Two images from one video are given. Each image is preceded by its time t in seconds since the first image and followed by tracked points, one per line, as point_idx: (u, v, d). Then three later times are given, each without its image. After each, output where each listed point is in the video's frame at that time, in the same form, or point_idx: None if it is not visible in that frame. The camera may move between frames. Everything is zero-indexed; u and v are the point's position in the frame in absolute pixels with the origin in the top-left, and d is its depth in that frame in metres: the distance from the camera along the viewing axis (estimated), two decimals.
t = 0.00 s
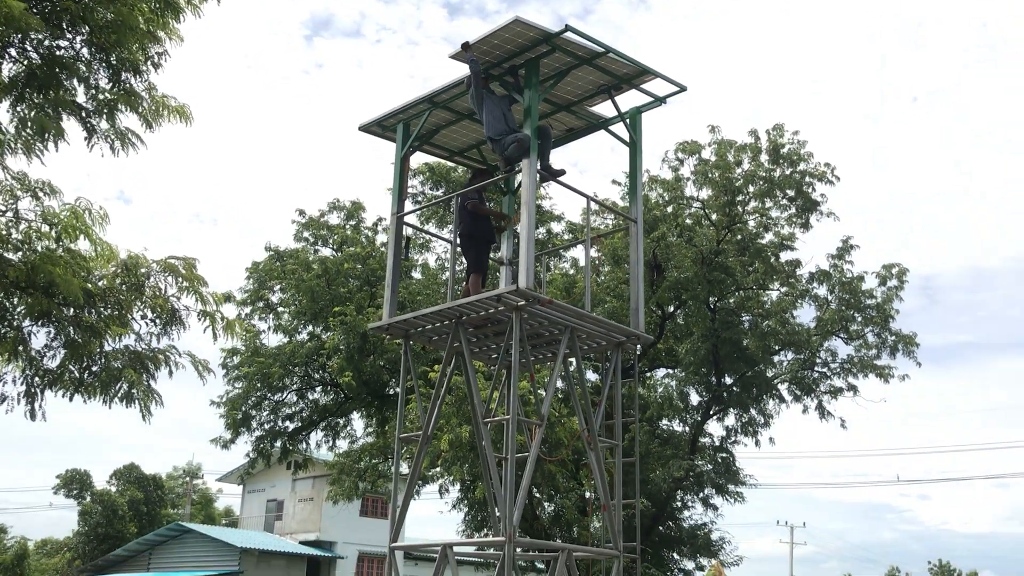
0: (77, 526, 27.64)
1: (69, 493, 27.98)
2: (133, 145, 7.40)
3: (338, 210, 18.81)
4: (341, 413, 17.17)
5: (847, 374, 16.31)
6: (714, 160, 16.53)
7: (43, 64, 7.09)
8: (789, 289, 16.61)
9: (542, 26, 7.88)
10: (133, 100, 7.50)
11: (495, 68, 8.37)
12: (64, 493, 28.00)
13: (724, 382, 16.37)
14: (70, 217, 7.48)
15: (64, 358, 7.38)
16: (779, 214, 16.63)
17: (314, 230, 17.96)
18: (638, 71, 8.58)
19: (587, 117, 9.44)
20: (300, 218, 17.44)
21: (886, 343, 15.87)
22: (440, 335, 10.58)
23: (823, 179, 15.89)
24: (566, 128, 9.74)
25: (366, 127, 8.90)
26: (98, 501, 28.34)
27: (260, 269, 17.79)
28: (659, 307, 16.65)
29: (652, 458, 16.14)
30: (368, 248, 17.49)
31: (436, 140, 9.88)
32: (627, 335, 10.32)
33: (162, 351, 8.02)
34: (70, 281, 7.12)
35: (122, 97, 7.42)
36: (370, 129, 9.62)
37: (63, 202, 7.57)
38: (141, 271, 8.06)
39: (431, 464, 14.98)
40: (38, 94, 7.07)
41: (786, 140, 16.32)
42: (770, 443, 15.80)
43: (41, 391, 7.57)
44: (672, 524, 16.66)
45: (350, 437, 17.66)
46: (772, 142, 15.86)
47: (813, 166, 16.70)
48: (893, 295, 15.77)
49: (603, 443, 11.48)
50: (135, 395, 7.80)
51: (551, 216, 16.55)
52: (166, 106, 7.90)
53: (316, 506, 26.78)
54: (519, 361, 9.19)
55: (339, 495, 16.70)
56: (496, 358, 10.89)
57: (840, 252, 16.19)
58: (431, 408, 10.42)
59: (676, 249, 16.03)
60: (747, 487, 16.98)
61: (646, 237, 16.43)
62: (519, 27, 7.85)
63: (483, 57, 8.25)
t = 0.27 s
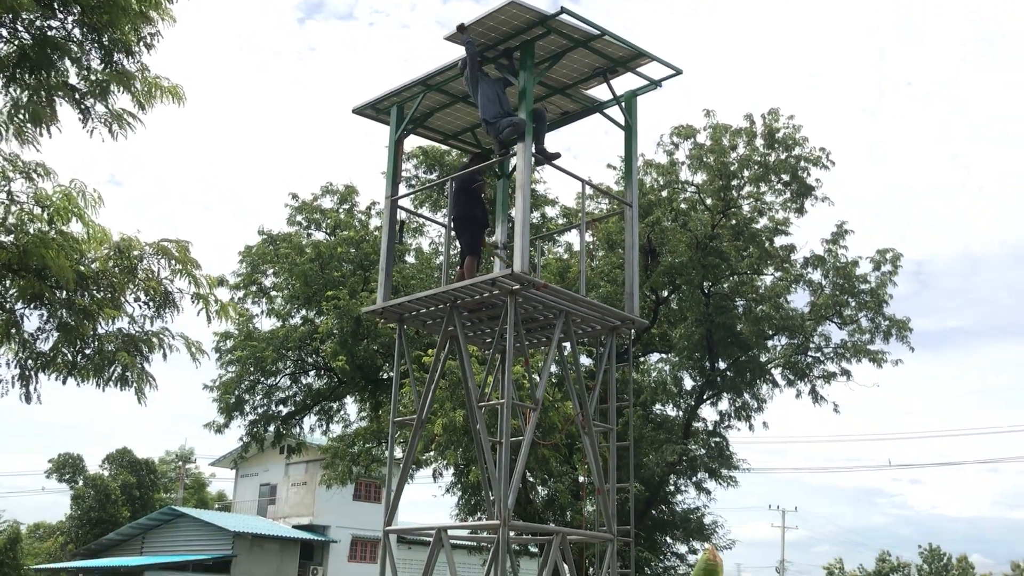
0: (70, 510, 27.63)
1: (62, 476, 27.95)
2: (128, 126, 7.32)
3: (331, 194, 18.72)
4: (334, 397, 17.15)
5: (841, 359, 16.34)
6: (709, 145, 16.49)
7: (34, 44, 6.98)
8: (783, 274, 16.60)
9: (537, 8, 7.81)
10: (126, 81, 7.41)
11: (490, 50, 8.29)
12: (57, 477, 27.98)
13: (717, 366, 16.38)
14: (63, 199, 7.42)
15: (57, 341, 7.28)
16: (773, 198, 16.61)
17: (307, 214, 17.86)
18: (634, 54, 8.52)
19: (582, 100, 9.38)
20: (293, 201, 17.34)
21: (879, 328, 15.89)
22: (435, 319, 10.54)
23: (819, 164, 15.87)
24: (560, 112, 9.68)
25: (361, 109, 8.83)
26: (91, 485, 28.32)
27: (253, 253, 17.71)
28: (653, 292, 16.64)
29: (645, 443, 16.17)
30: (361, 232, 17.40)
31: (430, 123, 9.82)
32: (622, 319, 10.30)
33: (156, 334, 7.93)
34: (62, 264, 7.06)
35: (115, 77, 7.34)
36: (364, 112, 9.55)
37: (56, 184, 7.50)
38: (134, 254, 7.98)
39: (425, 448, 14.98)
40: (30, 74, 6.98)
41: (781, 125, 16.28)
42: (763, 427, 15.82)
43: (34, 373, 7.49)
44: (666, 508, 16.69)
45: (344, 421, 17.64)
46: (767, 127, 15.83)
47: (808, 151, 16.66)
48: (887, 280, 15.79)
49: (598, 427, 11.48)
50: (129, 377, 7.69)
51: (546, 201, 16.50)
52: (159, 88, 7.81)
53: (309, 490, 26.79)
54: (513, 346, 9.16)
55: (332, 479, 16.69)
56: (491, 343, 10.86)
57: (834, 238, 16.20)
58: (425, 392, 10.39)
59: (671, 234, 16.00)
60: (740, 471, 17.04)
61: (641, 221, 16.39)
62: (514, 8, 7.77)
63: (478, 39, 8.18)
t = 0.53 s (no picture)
0: (71, 500, 27.68)
1: (62, 467, 27.99)
2: (126, 115, 7.29)
3: (329, 183, 18.68)
4: (334, 387, 17.18)
5: (840, 348, 16.35)
6: (709, 133, 16.45)
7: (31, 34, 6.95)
8: (783, 263, 16.59)
9: None
10: (124, 70, 7.38)
11: (490, 39, 8.26)
12: (57, 468, 28.02)
13: (717, 355, 16.39)
14: (61, 190, 7.39)
15: (56, 331, 7.23)
16: (773, 187, 16.59)
17: (306, 204, 17.82)
18: (634, 42, 8.50)
19: (582, 89, 9.35)
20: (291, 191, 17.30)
21: (879, 317, 15.91)
22: (434, 309, 10.53)
23: (818, 152, 15.84)
24: (559, 100, 9.64)
25: (359, 99, 8.77)
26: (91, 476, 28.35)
27: (252, 243, 17.68)
28: (653, 281, 16.62)
29: (645, 432, 16.19)
30: (360, 222, 17.35)
31: (429, 112, 9.79)
32: (622, 308, 10.30)
33: (155, 324, 7.87)
34: (62, 255, 7.04)
35: (113, 66, 7.30)
36: (363, 101, 9.51)
37: (55, 174, 7.47)
38: (133, 244, 7.91)
39: (425, 438, 15.00)
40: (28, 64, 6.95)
41: (781, 113, 16.24)
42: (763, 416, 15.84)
43: (34, 363, 7.43)
44: (665, 497, 16.72)
45: (344, 410, 17.66)
46: (767, 115, 15.80)
47: (808, 140, 16.63)
48: (886, 269, 15.80)
49: (597, 416, 11.49)
50: (129, 367, 7.62)
51: (545, 190, 16.46)
52: (156, 77, 7.78)
53: (309, 479, 26.84)
54: (513, 335, 9.15)
55: (332, 469, 16.72)
56: (490, 332, 10.86)
57: (833, 226, 16.19)
58: (425, 381, 10.39)
59: (670, 223, 15.98)
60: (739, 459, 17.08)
61: (640, 211, 16.37)
62: None
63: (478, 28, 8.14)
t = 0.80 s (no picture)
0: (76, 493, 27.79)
1: (67, 460, 28.08)
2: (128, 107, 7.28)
3: (332, 176, 18.67)
4: (338, 379, 17.20)
5: (844, 339, 16.34)
6: (712, 124, 16.41)
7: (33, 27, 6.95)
8: (786, 254, 16.57)
9: None
10: (126, 63, 7.38)
11: (491, 30, 8.23)
12: (62, 461, 28.11)
13: (720, 347, 16.37)
14: (64, 183, 7.39)
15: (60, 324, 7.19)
16: (776, 178, 16.55)
17: (308, 197, 17.81)
18: (636, 33, 8.47)
19: (584, 80, 9.32)
20: (294, 184, 17.28)
21: (882, 307, 15.89)
22: (437, 301, 10.53)
23: (821, 143, 15.80)
24: (561, 91, 9.62)
25: (360, 91, 8.75)
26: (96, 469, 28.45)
27: (255, 236, 17.69)
28: (655, 273, 16.61)
29: (648, 423, 16.20)
30: (363, 214, 17.33)
31: (431, 104, 9.77)
32: (625, 300, 10.29)
33: (158, 317, 7.84)
34: (65, 248, 7.03)
35: (114, 59, 7.30)
36: (365, 93, 9.49)
37: (57, 167, 7.47)
38: (135, 238, 7.91)
39: (429, 430, 15.03)
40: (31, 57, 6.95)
41: (784, 104, 16.20)
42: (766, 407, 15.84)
43: (37, 357, 7.39)
44: (668, 488, 16.73)
45: (348, 403, 17.69)
46: (770, 106, 15.76)
47: (811, 130, 16.59)
48: (889, 259, 15.77)
49: (601, 407, 11.49)
50: (132, 360, 7.59)
51: (548, 181, 16.44)
52: (158, 70, 7.78)
53: (313, 472, 26.90)
54: (516, 327, 9.15)
55: (336, 461, 16.75)
56: (493, 324, 10.86)
57: (836, 217, 16.16)
58: (428, 373, 10.40)
59: (673, 214, 15.95)
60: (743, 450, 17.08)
61: (643, 202, 16.34)
62: None
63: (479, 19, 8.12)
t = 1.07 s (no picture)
0: (82, 485, 27.89)
1: (73, 453, 28.18)
2: (131, 101, 7.28)
3: (336, 168, 18.66)
4: (342, 371, 17.22)
5: (848, 329, 16.31)
6: (716, 115, 16.36)
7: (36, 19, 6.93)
8: (790, 245, 16.52)
9: None
10: (128, 56, 7.37)
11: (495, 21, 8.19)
12: (68, 453, 28.21)
13: (725, 338, 16.34)
14: (67, 175, 7.38)
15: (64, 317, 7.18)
16: (780, 169, 16.50)
17: (312, 189, 17.80)
18: (640, 23, 8.43)
19: (587, 71, 9.29)
20: (298, 176, 17.26)
21: (887, 298, 15.85)
22: (441, 292, 10.52)
23: (826, 133, 15.74)
24: (565, 82, 9.59)
25: (363, 83, 8.72)
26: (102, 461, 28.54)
27: (259, 228, 17.68)
28: (660, 264, 16.57)
29: (652, 415, 16.19)
30: (366, 207, 17.31)
31: (434, 95, 9.74)
32: (629, 291, 10.27)
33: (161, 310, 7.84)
34: (69, 240, 7.02)
35: (117, 52, 7.29)
36: (368, 85, 9.46)
37: (60, 160, 7.46)
38: (138, 231, 7.90)
39: (433, 422, 15.05)
40: (34, 50, 6.94)
41: (788, 94, 16.14)
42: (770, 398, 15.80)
43: (40, 349, 7.37)
44: (673, 479, 16.72)
45: (353, 395, 17.70)
46: (774, 96, 15.70)
47: (815, 120, 16.53)
48: (894, 250, 15.73)
49: (605, 399, 11.48)
50: (134, 353, 7.58)
51: (551, 173, 16.41)
52: (160, 63, 7.77)
53: (318, 464, 26.96)
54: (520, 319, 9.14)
55: (341, 453, 16.78)
56: (497, 316, 10.86)
57: (841, 208, 16.12)
58: (432, 365, 10.39)
59: (677, 206, 15.91)
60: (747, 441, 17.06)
61: (647, 193, 16.30)
62: None
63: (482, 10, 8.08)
